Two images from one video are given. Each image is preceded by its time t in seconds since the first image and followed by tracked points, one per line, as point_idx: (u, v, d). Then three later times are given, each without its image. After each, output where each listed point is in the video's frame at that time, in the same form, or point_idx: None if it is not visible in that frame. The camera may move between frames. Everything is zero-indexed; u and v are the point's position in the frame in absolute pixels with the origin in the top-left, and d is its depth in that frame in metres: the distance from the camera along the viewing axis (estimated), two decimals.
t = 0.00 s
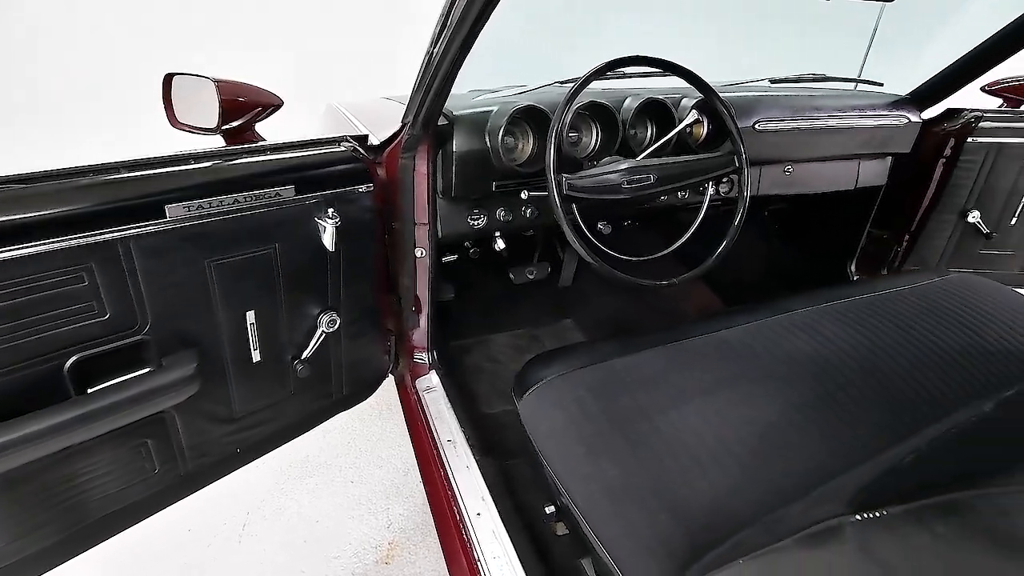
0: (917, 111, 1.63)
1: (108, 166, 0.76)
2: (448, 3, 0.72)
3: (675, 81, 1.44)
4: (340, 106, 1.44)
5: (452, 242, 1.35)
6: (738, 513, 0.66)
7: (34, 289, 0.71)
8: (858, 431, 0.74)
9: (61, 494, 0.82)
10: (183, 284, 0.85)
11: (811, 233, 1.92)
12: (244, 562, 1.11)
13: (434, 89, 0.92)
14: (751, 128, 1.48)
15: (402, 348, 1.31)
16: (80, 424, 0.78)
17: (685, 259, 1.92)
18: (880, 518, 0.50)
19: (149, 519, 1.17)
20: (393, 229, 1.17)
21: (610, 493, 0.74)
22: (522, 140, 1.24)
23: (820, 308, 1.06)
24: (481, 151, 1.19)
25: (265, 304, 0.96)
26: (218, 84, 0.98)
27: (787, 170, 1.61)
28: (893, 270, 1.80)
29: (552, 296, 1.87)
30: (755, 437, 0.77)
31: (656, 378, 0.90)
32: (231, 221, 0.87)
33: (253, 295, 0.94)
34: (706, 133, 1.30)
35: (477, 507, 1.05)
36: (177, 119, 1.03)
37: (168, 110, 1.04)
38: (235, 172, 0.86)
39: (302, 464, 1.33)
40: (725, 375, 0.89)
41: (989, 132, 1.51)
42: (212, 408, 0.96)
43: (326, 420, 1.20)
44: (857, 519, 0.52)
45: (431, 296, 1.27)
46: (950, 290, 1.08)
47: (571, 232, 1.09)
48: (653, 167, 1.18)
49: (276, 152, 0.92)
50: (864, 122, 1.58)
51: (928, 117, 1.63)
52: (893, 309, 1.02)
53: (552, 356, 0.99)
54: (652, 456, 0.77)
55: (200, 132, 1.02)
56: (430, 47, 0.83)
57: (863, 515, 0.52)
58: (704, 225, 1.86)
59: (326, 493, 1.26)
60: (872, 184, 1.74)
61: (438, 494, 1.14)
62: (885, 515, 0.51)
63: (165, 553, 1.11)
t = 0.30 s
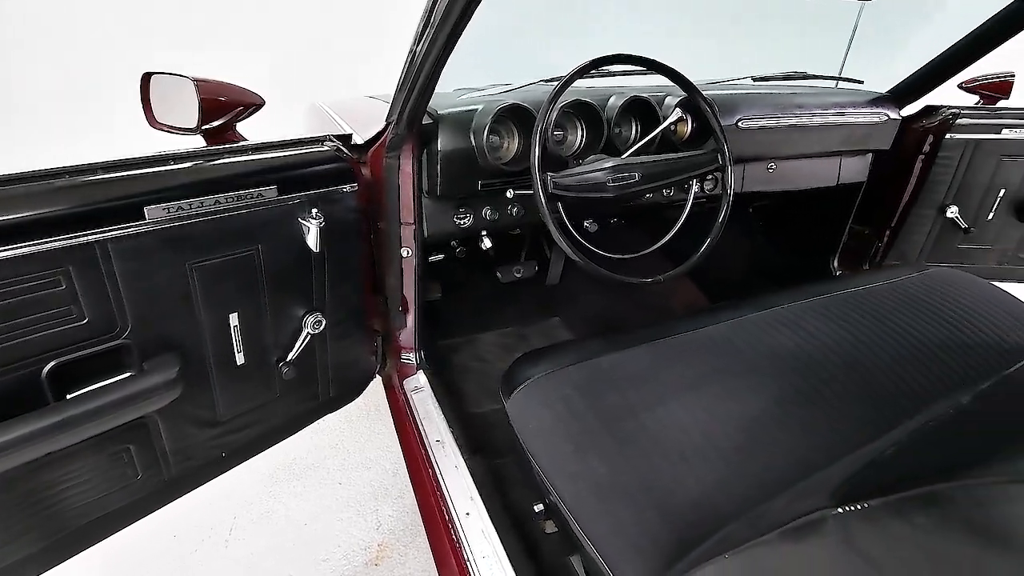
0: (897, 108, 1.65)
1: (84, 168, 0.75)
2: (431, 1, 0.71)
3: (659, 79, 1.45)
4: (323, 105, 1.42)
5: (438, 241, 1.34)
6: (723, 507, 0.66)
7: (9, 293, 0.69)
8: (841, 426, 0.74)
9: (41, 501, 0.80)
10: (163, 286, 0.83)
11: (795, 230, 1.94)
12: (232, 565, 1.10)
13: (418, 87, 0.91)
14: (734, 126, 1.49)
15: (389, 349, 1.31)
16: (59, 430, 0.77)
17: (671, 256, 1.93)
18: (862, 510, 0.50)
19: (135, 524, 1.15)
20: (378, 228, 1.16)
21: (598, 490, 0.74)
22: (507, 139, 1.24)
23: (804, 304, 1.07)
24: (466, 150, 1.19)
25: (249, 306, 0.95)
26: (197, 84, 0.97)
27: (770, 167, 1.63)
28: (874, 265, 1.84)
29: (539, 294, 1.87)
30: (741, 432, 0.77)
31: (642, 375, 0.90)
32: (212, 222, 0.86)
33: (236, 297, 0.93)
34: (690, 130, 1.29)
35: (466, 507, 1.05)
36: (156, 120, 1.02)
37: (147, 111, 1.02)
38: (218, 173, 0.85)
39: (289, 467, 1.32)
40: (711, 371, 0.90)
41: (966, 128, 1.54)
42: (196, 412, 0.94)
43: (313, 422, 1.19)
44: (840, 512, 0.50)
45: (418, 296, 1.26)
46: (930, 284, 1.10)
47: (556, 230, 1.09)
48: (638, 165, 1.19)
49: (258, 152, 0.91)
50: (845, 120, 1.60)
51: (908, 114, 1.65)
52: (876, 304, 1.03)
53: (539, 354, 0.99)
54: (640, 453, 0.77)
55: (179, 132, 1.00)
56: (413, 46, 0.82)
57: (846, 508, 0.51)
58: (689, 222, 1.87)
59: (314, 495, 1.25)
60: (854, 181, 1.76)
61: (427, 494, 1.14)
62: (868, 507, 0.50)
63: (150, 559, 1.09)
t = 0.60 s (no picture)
0: (877, 105, 1.67)
1: (61, 169, 0.73)
2: None
3: (643, 77, 1.45)
4: (307, 104, 1.41)
5: (424, 240, 1.34)
6: (709, 504, 0.67)
7: None
8: (824, 422, 0.75)
9: (21, 510, 0.78)
10: (144, 289, 0.82)
11: (779, 226, 1.96)
12: (220, 569, 1.09)
13: (401, 86, 0.91)
14: (717, 124, 1.50)
15: (376, 350, 1.30)
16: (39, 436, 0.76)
17: (658, 253, 1.95)
18: (843, 502, 0.48)
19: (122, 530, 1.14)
20: (363, 228, 1.15)
21: (586, 488, 0.75)
22: (491, 137, 1.23)
23: (788, 300, 1.08)
24: (451, 149, 1.18)
25: (232, 307, 0.94)
26: (176, 82, 0.95)
27: (754, 165, 1.64)
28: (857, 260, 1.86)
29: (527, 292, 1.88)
30: (727, 428, 0.78)
31: (629, 372, 0.90)
32: (193, 223, 0.85)
33: (219, 299, 0.92)
34: (674, 128, 1.29)
35: (455, 507, 1.05)
36: (135, 120, 1.00)
37: (125, 112, 1.01)
38: (201, 173, 0.84)
39: (276, 470, 1.31)
40: (697, 367, 0.90)
41: (944, 125, 1.56)
42: (180, 416, 0.93)
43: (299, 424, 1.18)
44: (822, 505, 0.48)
45: (405, 295, 1.26)
46: (911, 279, 1.11)
47: (542, 229, 1.09)
48: (623, 164, 1.19)
49: (240, 152, 0.90)
50: (825, 118, 1.62)
51: (888, 112, 1.68)
52: (858, 298, 1.04)
53: (527, 353, 0.99)
54: (626, 450, 0.78)
55: (158, 132, 0.99)
56: (397, 45, 0.82)
57: (828, 501, 0.49)
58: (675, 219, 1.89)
59: (302, 498, 1.24)
60: (835, 177, 1.78)
61: (415, 495, 1.13)
62: (849, 500, 0.47)
63: (136, 565, 1.08)
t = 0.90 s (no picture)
0: (857, 102, 1.69)
1: (35, 171, 0.72)
2: None
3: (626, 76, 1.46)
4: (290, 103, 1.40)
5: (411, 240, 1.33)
6: (694, 499, 0.67)
7: None
8: (807, 418, 0.76)
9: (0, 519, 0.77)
10: (124, 292, 0.81)
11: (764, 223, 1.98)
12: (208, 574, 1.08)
13: (385, 84, 0.90)
14: (701, 122, 1.52)
15: (363, 350, 1.29)
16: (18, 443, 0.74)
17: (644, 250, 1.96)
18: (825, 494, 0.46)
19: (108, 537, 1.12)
20: (348, 228, 1.14)
21: (573, 486, 0.75)
22: (478, 136, 1.23)
23: (771, 294, 1.09)
24: (436, 148, 1.18)
25: (214, 310, 0.93)
26: (155, 82, 0.94)
27: (737, 162, 1.66)
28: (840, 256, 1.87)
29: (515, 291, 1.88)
30: (713, 423, 0.79)
31: (615, 369, 0.90)
32: (173, 225, 0.83)
33: (201, 301, 0.91)
34: (658, 126, 1.29)
35: (444, 506, 1.04)
36: (113, 121, 0.99)
37: (102, 112, 0.99)
38: (184, 173, 0.83)
39: (263, 473, 1.29)
40: (682, 363, 0.91)
41: (923, 122, 1.59)
42: (164, 420, 0.92)
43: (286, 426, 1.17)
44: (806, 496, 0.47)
45: (391, 295, 1.25)
46: (890, 272, 1.13)
47: (528, 227, 1.09)
48: (608, 162, 1.20)
49: (221, 152, 0.89)
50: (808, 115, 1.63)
51: (868, 109, 1.70)
52: (840, 292, 1.06)
53: (514, 351, 0.99)
54: (613, 446, 0.78)
55: (137, 133, 0.97)
56: (380, 43, 0.81)
57: (811, 494, 0.47)
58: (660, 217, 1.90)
59: (289, 501, 1.23)
60: (817, 174, 1.80)
61: (404, 495, 1.13)
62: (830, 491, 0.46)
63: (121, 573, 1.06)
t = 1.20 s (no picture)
0: (837, 100, 1.71)
1: (9, 172, 0.70)
2: None
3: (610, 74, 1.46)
4: (274, 101, 1.39)
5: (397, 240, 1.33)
6: (682, 495, 0.68)
7: None
8: (791, 412, 0.76)
9: None
10: (104, 295, 0.80)
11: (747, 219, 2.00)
12: None
13: (368, 83, 0.90)
14: (685, 120, 1.53)
15: (350, 351, 1.28)
16: None
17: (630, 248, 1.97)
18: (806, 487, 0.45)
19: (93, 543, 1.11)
20: (333, 229, 1.13)
21: (562, 484, 0.75)
22: (462, 135, 1.23)
23: (756, 290, 1.10)
24: (421, 148, 1.17)
25: (198, 312, 0.92)
26: (133, 81, 0.92)
27: (721, 160, 1.67)
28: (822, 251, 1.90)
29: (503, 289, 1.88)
30: (699, 418, 0.79)
31: (602, 366, 0.91)
32: (154, 227, 0.82)
33: (184, 304, 0.90)
34: (643, 125, 1.31)
35: (433, 506, 1.04)
36: (90, 121, 0.97)
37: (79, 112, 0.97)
38: (164, 174, 0.82)
39: (249, 477, 1.28)
40: (669, 360, 0.91)
41: (901, 120, 1.61)
42: (147, 424, 0.91)
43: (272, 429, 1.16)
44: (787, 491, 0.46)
45: (378, 296, 1.24)
46: (872, 267, 1.15)
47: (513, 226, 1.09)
48: (592, 160, 1.20)
49: (203, 152, 0.88)
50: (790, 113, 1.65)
51: (848, 106, 1.72)
52: (823, 288, 1.07)
53: (502, 350, 0.99)
54: (601, 443, 0.78)
55: (114, 133, 0.95)
56: (363, 43, 0.81)
57: (792, 487, 0.46)
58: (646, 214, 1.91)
59: (276, 504, 1.22)
60: (801, 170, 1.82)
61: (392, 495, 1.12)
62: (811, 485, 0.45)
63: None
